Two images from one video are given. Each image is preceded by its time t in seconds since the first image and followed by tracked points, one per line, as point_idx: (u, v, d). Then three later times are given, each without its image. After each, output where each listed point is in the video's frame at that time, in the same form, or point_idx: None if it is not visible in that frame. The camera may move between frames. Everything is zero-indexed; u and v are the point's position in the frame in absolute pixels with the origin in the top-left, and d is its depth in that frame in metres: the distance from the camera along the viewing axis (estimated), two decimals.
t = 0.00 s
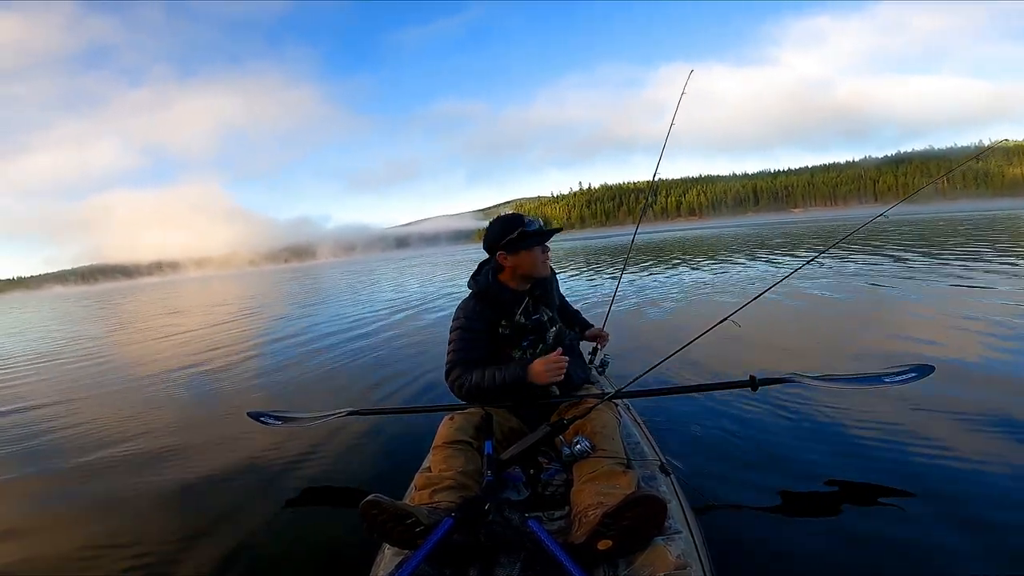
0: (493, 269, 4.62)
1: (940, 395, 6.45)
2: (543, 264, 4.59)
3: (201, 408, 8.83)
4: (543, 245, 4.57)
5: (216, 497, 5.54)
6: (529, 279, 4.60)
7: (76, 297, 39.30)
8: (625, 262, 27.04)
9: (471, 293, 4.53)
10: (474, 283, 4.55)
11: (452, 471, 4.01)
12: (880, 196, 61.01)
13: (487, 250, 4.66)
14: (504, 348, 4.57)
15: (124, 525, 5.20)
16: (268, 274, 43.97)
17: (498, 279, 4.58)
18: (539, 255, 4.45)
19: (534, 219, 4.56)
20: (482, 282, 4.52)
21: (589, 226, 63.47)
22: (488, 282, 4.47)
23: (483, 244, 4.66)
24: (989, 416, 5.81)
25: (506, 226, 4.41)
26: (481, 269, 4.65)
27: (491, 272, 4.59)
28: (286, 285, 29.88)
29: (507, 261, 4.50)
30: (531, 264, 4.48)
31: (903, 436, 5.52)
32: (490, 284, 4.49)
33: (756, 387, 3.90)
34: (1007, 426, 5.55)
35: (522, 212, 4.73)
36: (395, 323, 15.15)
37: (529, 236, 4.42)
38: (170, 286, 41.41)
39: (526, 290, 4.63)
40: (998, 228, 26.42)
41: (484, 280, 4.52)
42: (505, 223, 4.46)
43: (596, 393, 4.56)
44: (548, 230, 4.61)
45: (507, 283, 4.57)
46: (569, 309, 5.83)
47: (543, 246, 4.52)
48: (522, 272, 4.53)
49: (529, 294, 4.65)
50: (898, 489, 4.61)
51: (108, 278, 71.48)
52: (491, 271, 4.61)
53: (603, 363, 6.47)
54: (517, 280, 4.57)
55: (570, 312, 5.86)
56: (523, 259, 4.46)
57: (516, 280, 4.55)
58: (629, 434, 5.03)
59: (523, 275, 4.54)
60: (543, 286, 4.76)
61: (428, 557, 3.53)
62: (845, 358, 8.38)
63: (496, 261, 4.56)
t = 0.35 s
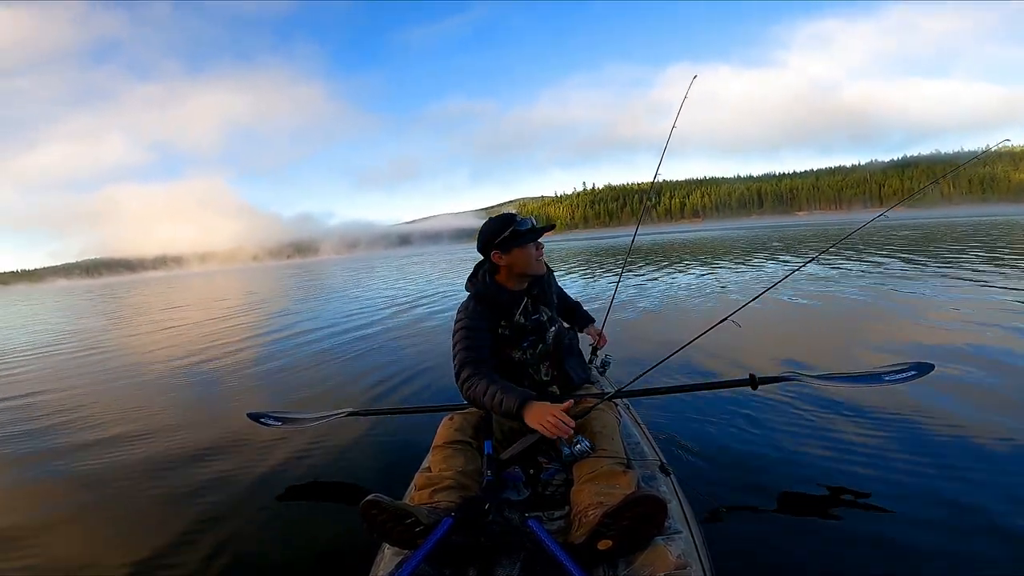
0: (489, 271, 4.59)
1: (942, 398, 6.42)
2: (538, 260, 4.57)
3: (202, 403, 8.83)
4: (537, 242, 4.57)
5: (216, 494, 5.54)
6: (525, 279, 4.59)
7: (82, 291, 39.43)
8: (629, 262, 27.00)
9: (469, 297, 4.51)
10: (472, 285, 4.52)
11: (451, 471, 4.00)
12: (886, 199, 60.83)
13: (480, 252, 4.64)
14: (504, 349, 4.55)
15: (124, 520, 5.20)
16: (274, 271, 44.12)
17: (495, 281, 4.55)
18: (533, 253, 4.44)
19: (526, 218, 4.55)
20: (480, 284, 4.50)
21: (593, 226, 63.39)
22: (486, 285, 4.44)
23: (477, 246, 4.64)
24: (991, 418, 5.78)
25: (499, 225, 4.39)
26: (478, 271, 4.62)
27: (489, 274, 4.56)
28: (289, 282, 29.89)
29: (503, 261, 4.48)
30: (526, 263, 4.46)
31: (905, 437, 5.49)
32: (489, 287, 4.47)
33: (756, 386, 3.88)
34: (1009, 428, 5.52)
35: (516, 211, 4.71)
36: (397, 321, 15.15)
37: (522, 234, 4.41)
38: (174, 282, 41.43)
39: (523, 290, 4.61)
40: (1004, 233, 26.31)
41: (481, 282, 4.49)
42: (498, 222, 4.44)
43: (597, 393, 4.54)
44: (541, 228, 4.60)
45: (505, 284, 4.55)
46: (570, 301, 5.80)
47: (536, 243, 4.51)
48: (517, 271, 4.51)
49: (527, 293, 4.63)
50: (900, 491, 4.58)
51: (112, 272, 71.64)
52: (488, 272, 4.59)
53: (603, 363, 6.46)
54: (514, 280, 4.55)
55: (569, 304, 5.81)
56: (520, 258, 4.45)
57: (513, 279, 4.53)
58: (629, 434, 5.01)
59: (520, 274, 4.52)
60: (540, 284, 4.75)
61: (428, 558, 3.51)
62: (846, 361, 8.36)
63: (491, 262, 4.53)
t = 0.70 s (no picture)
0: (486, 273, 4.59)
1: (943, 398, 6.41)
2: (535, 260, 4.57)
3: (205, 402, 8.87)
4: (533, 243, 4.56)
5: (217, 493, 5.56)
6: (523, 280, 4.59)
7: (88, 291, 39.60)
8: (633, 263, 26.98)
9: (467, 299, 4.50)
10: (470, 288, 4.52)
11: (451, 471, 4.00)
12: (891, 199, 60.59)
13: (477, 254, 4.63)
14: (504, 351, 4.56)
15: (126, 519, 5.22)
16: (278, 271, 44.23)
17: (493, 283, 4.55)
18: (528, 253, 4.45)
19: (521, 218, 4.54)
20: (478, 287, 4.49)
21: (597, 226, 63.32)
22: (484, 287, 4.44)
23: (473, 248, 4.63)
24: (992, 418, 5.77)
25: (495, 227, 4.38)
26: (475, 273, 4.61)
27: (486, 276, 4.56)
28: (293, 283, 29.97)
29: (499, 262, 4.48)
30: (522, 264, 4.47)
31: (906, 438, 5.48)
32: (486, 289, 4.47)
33: (755, 386, 3.88)
34: (1011, 428, 5.50)
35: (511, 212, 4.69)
36: (399, 321, 15.17)
37: (517, 235, 4.41)
38: (179, 282, 41.55)
39: (521, 291, 4.62)
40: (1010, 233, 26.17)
41: (479, 284, 4.49)
42: (492, 225, 4.42)
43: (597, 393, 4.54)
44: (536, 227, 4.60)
45: (503, 286, 4.55)
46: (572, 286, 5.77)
47: (532, 245, 4.51)
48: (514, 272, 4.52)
49: (524, 294, 4.63)
50: (900, 491, 4.58)
51: (117, 272, 71.88)
52: (485, 274, 4.58)
53: (603, 363, 6.47)
54: (511, 281, 4.55)
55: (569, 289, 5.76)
56: (517, 258, 4.45)
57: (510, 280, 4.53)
58: (629, 434, 5.01)
59: (517, 275, 4.52)
60: (538, 285, 4.75)
61: (428, 558, 3.51)
62: (848, 361, 8.35)
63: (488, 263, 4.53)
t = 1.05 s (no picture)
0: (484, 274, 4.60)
1: (948, 397, 6.37)
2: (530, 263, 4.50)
3: (209, 402, 8.92)
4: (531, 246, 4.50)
5: (219, 491, 5.60)
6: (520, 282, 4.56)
7: (97, 291, 39.90)
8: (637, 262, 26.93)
9: (464, 300, 4.54)
10: (468, 289, 4.56)
11: (451, 471, 4.01)
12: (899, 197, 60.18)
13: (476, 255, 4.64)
14: (503, 350, 4.59)
15: (129, 517, 5.27)
16: (284, 271, 44.38)
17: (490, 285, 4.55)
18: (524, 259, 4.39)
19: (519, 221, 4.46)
20: (474, 288, 4.52)
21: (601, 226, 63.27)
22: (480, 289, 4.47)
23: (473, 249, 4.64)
24: (996, 417, 5.73)
25: (489, 231, 4.35)
26: (475, 274, 4.63)
27: (484, 278, 4.56)
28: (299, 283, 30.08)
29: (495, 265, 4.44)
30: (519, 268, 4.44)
31: (908, 437, 5.45)
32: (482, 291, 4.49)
33: (756, 387, 3.87)
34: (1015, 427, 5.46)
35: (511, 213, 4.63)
36: (403, 321, 15.20)
37: (511, 239, 4.34)
38: (186, 282, 41.78)
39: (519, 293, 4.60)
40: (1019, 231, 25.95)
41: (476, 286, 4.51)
42: (489, 228, 4.39)
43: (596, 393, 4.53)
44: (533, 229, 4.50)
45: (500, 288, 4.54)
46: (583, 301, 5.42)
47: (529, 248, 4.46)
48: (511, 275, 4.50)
49: (523, 296, 4.61)
50: (900, 490, 4.57)
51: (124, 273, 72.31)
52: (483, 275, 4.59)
53: (604, 363, 6.46)
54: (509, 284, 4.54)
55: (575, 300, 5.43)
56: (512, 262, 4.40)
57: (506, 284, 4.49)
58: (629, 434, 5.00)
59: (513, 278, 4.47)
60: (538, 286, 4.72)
61: (428, 558, 3.52)
62: (851, 360, 8.31)
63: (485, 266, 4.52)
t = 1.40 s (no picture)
0: (486, 274, 4.59)
1: (952, 399, 6.33)
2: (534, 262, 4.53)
3: (212, 401, 8.95)
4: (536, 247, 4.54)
5: (220, 490, 5.63)
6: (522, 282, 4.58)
7: (104, 292, 40.11)
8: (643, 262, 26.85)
9: (467, 300, 4.53)
10: (470, 289, 4.55)
11: (451, 471, 4.02)
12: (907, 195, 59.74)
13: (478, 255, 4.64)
14: (504, 351, 4.58)
15: (129, 514, 5.30)
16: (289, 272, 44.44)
17: (492, 284, 4.56)
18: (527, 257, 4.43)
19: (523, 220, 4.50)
20: (477, 287, 4.51)
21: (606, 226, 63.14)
22: (483, 289, 4.47)
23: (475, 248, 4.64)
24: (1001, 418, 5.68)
25: (494, 229, 4.37)
26: (476, 274, 4.63)
27: (486, 277, 4.57)
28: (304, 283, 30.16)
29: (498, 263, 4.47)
30: (523, 268, 4.48)
31: (911, 439, 5.42)
32: (485, 290, 4.48)
33: (755, 387, 3.84)
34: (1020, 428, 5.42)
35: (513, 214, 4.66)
36: (406, 321, 15.21)
37: (516, 237, 4.37)
38: (194, 283, 41.95)
39: (521, 293, 4.61)
40: None
41: (478, 285, 4.51)
42: (493, 226, 4.41)
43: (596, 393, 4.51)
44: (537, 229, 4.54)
45: (502, 287, 4.55)
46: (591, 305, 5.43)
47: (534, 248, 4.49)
48: (514, 275, 4.50)
49: (525, 296, 4.62)
50: (900, 492, 4.55)
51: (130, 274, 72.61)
52: (486, 275, 4.59)
53: (604, 363, 6.44)
54: (512, 283, 4.55)
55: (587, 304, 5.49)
56: (516, 261, 4.43)
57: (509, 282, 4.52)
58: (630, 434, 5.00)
59: (515, 276, 4.50)
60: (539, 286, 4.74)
61: (428, 558, 3.53)
62: (855, 360, 8.26)
63: (488, 264, 4.52)
